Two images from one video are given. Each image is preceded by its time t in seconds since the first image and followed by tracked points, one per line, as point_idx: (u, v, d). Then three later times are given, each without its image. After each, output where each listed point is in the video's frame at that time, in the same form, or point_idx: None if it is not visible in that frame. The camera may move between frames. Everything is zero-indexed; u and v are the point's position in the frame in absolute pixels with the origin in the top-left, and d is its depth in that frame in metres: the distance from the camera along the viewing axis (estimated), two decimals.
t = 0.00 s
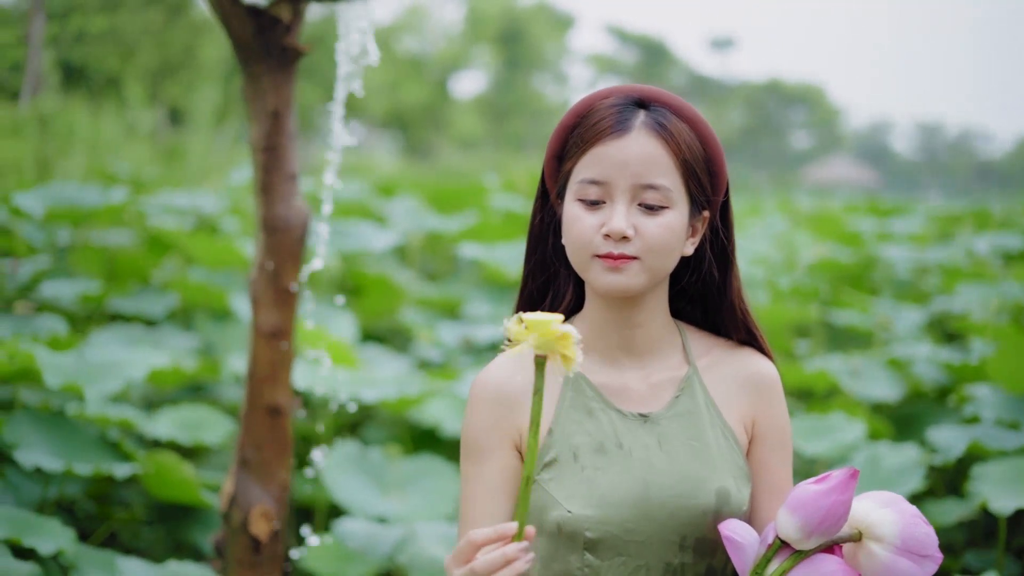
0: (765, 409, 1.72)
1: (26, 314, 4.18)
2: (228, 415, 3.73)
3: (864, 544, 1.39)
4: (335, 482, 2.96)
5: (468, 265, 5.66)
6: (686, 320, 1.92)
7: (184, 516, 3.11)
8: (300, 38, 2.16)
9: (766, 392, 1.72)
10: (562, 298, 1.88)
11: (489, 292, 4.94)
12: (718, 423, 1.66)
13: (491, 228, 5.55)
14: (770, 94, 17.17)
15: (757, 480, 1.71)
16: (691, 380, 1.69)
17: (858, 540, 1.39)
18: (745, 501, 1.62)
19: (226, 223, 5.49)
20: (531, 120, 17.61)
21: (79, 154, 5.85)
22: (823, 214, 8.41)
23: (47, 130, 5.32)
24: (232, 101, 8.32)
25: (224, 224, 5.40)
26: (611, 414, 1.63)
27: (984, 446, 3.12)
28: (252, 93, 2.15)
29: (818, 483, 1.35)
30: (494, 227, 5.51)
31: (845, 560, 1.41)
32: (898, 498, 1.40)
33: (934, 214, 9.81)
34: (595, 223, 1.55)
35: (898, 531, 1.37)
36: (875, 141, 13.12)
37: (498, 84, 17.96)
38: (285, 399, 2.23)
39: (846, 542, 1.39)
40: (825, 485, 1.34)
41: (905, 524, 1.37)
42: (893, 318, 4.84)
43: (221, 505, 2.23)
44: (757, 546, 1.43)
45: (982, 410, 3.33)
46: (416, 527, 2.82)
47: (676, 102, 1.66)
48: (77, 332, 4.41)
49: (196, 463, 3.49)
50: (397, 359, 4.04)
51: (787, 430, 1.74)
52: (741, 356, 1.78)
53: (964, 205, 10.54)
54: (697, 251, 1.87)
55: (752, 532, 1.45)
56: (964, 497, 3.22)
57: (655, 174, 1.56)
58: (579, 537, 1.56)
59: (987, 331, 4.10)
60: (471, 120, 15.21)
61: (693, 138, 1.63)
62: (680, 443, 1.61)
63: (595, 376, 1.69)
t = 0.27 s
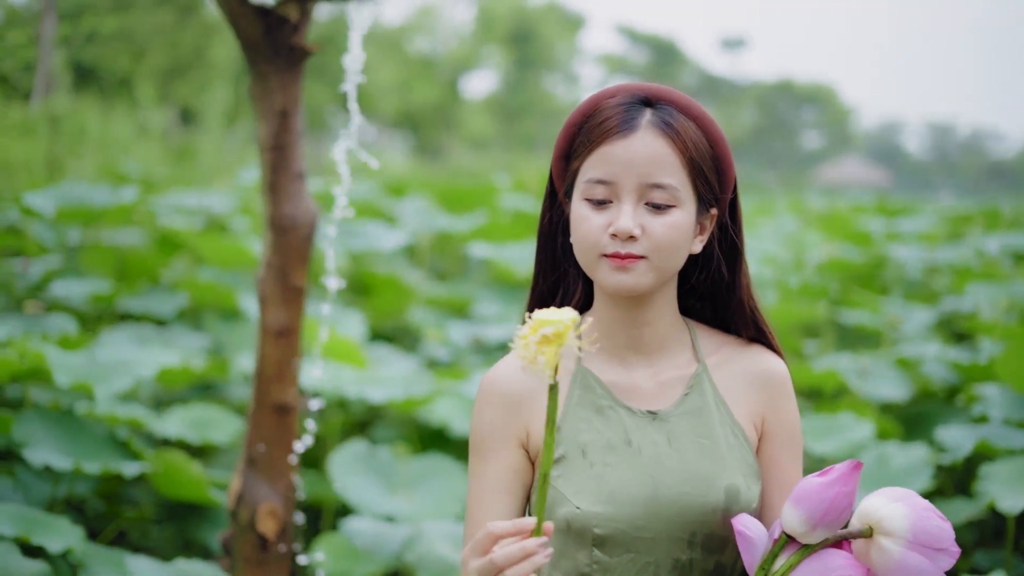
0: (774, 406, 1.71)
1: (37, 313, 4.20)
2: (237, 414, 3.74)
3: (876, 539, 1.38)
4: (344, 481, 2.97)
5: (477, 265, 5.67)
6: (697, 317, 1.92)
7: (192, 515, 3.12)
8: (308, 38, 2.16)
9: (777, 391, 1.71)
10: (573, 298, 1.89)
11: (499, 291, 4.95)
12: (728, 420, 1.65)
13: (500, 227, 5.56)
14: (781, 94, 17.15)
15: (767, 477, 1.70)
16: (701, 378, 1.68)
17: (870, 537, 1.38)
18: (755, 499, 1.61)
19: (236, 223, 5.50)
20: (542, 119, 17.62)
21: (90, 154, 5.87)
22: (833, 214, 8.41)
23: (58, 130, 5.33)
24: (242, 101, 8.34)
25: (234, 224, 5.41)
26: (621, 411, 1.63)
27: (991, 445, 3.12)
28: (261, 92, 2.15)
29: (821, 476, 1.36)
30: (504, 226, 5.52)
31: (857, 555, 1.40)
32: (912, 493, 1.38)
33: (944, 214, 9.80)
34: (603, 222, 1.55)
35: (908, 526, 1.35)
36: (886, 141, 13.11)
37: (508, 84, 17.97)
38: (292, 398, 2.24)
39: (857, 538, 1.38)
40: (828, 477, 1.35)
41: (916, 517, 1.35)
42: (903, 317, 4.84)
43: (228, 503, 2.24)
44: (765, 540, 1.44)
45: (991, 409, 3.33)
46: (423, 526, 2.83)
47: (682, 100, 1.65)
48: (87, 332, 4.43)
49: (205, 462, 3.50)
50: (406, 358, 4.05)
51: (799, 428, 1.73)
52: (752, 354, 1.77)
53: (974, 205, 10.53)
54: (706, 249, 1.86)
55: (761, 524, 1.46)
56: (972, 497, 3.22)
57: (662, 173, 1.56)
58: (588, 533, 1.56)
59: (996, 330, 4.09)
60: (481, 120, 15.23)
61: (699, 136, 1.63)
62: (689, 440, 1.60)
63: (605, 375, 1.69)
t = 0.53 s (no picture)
0: (779, 405, 1.69)
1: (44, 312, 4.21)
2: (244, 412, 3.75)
3: (884, 537, 1.37)
4: (350, 478, 2.98)
5: (484, 265, 5.68)
6: (703, 314, 1.89)
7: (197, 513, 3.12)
8: (314, 36, 2.16)
9: (783, 389, 1.70)
10: (578, 295, 1.88)
11: (505, 290, 4.95)
12: (734, 417, 1.63)
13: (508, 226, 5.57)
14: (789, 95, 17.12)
15: (772, 476, 1.68)
16: (706, 377, 1.66)
17: (879, 534, 1.37)
18: (761, 498, 1.60)
19: (244, 222, 5.51)
20: (550, 119, 17.65)
21: (99, 154, 5.88)
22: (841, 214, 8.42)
23: (67, 131, 5.35)
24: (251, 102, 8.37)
25: (242, 223, 5.42)
26: (625, 408, 1.60)
27: (996, 442, 3.12)
28: (265, 91, 2.16)
29: (829, 474, 1.37)
30: (512, 226, 5.53)
31: (864, 553, 1.39)
32: (920, 491, 1.37)
33: (952, 214, 9.78)
34: (609, 220, 1.54)
35: (915, 523, 1.34)
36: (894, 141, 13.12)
37: (517, 85, 17.99)
38: (296, 396, 2.24)
39: (866, 535, 1.38)
40: (835, 476, 1.36)
41: (925, 515, 1.34)
42: (910, 317, 4.83)
43: (232, 501, 2.25)
44: (770, 539, 1.43)
45: (997, 407, 3.33)
46: (427, 525, 2.82)
47: (689, 96, 1.65)
48: (94, 331, 4.44)
49: (211, 461, 3.50)
50: (412, 357, 4.05)
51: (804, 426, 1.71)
52: (757, 351, 1.75)
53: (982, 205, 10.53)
54: (711, 247, 1.83)
55: (768, 522, 1.45)
56: (978, 496, 3.22)
57: (668, 171, 1.56)
58: (593, 532, 1.54)
59: (1003, 329, 4.09)
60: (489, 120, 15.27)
61: (705, 133, 1.62)
62: (695, 439, 1.58)
63: (608, 370, 1.66)
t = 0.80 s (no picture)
0: (782, 398, 1.68)
1: (46, 310, 4.21)
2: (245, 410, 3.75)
3: (885, 531, 1.37)
4: (351, 475, 2.98)
5: (486, 263, 5.68)
6: (704, 308, 1.90)
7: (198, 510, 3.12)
8: (314, 33, 2.16)
9: (786, 383, 1.69)
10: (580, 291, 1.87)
11: (507, 288, 4.95)
12: (738, 412, 1.62)
13: (510, 225, 5.57)
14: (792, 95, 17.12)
15: (776, 469, 1.67)
16: (710, 371, 1.64)
17: (880, 528, 1.37)
18: (766, 491, 1.59)
19: (246, 221, 5.51)
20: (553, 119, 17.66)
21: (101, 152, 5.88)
22: (843, 213, 8.42)
23: (70, 130, 5.35)
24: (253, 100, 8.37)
25: (244, 222, 5.43)
26: (630, 403, 1.59)
27: (996, 439, 3.12)
28: (266, 88, 2.16)
29: (832, 468, 1.36)
30: (514, 225, 5.53)
31: (865, 547, 1.39)
32: (921, 486, 1.37)
33: (954, 214, 9.79)
34: (615, 213, 1.54)
35: (917, 517, 1.34)
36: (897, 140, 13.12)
37: (519, 84, 17.99)
38: (296, 392, 2.24)
39: (867, 530, 1.38)
40: (838, 469, 1.35)
41: (926, 509, 1.34)
42: (911, 316, 4.83)
43: (232, 497, 2.26)
44: (774, 532, 1.42)
45: (998, 405, 3.33)
46: (428, 522, 2.83)
47: (693, 89, 1.64)
48: (97, 329, 4.44)
49: (213, 458, 3.50)
50: (414, 355, 4.05)
51: (806, 419, 1.71)
52: (759, 345, 1.74)
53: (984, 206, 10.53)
54: (714, 241, 1.83)
55: (771, 516, 1.45)
56: (979, 493, 3.22)
57: (674, 163, 1.56)
58: (598, 527, 1.53)
59: (1004, 328, 4.09)
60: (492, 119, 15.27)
61: (710, 126, 1.62)
62: (699, 434, 1.57)
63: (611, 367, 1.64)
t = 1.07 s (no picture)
0: (782, 394, 1.66)
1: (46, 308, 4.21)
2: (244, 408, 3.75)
3: (882, 525, 1.37)
4: (348, 474, 2.98)
5: (485, 262, 5.68)
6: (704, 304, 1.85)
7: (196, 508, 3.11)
8: (310, 30, 2.16)
9: (786, 378, 1.67)
10: (578, 287, 1.77)
11: (507, 287, 4.95)
12: (738, 407, 1.60)
13: (509, 224, 5.57)
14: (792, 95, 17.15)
15: (774, 465, 1.66)
16: (710, 366, 1.62)
17: (877, 522, 1.37)
18: (765, 487, 1.57)
19: (246, 219, 5.51)
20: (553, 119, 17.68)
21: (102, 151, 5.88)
22: (842, 213, 8.43)
23: (69, 130, 5.35)
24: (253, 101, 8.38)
25: (243, 221, 5.43)
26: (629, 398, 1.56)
27: (994, 436, 3.12)
28: (262, 85, 2.16)
29: (836, 464, 1.33)
30: (513, 224, 5.53)
31: (861, 541, 1.38)
32: (916, 480, 1.37)
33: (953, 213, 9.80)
34: (619, 206, 1.51)
35: (914, 512, 1.34)
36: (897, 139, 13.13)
37: (520, 85, 18.02)
38: (292, 388, 2.24)
39: (865, 524, 1.37)
40: (843, 466, 1.32)
41: (923, 504, 1.35)
42: (910, 314, 4.83)
43: (228, 494, 2.27)
44: (774, 529, 1.40)
45: (997, 403, 3.33)
46: (426, 520, 2.82)
47: (692, 81, 1.62)
48: (96, 327, 4.44)
49: (211, 457, 3.50)
50: (412, 354, 4.05)
51: (805, 413, 1.69)
52: (759, 338, 1.71)
53: (984, 206, 10.54)
54: (715, 233, 1.80)
55: (770, 513, 1.42)
56: (977, 491, 3.22)
57: (678, 156, 1.53)
58: (598, 523, 1.51)
59: (1003, 326, 4.09)
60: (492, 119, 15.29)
61: (711, 118, 1.60)
62: (699, 430, 1.55)
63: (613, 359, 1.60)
